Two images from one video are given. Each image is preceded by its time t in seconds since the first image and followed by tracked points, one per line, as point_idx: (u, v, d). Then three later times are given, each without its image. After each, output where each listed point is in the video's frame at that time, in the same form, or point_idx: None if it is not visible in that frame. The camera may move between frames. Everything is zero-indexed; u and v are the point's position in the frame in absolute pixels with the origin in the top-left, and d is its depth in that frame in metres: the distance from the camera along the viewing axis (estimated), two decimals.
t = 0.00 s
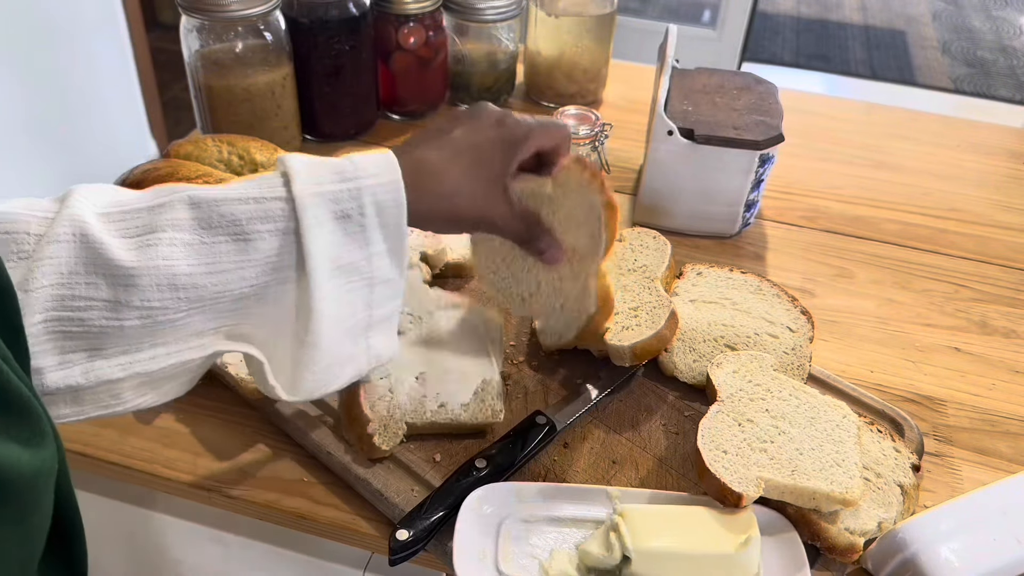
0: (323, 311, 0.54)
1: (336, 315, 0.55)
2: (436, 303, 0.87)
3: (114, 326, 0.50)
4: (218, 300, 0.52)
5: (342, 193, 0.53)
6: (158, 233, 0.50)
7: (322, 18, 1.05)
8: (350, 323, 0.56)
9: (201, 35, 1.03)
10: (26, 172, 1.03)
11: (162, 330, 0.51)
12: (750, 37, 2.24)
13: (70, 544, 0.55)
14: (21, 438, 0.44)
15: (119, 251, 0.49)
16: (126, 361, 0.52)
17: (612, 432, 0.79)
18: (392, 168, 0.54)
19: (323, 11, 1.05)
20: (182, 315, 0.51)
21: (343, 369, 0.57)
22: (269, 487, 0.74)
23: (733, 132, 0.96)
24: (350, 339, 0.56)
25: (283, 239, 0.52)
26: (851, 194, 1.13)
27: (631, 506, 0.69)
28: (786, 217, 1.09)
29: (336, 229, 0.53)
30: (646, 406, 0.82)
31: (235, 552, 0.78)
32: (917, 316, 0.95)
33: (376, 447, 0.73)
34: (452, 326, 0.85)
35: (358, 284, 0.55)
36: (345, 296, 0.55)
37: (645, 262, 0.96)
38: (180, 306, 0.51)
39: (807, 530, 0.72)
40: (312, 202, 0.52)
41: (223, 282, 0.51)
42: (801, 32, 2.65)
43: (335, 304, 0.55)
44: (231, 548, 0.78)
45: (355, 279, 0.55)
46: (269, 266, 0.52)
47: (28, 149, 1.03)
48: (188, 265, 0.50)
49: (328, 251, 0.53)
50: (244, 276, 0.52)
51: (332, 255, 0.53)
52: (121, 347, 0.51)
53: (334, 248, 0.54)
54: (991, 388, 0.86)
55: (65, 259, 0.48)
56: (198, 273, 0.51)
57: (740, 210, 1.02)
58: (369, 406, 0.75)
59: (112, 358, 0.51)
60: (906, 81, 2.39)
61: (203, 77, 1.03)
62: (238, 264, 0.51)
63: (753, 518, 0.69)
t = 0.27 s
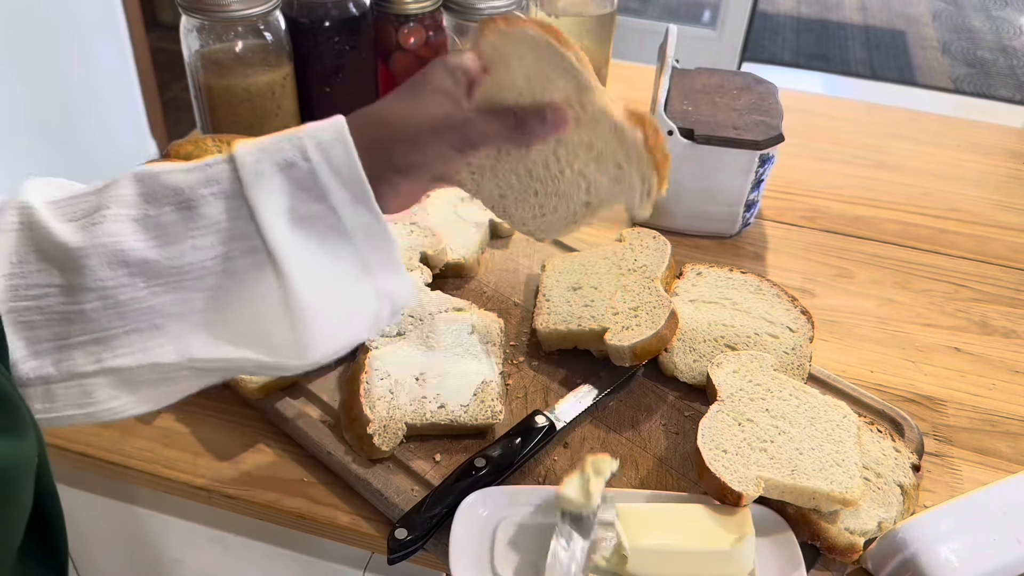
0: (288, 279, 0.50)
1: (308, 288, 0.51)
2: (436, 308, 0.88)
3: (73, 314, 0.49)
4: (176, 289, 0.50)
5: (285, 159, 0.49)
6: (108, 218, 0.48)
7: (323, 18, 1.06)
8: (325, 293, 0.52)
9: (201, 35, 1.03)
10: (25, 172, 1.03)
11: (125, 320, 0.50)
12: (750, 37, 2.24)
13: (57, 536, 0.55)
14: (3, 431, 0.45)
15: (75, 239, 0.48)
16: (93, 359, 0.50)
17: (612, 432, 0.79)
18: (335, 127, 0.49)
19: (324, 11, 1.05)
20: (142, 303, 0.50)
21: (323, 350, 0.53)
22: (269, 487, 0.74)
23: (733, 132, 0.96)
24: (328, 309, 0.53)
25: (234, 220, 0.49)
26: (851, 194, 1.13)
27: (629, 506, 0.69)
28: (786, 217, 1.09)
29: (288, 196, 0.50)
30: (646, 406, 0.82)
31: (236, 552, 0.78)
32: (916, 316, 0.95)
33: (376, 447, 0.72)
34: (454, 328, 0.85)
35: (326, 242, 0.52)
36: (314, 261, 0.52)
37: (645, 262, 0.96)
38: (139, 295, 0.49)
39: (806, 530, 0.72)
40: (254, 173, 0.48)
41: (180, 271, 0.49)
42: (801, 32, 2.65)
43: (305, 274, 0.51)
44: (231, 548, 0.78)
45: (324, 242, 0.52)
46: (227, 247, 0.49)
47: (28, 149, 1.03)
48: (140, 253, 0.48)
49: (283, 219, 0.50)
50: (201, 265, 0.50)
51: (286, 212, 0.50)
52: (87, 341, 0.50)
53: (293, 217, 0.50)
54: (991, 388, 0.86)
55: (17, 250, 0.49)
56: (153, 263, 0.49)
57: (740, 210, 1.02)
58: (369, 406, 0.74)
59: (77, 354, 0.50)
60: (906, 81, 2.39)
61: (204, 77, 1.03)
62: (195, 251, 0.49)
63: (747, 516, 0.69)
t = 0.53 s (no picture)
0: (218, 329, 0.54)
1: (239, 338, 0.56)
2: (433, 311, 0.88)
3: (27, 338, 0.52)
4: (130, 322, 0.53)
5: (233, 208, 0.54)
6: (69, 253, 0.51)
7: (322, 18, 1.05)
8: (257, 345, 0.57)
9: (201, 35, 1.03)
10: (24, 173, 1.03)
11: (82, 346, 0.53)
12: (750, 37, 2.24)
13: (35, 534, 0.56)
14: None
15: (31, 267, 0.50)
16: (47, 381, 0.53)
17: (612, 432, 0.79)
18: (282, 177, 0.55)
19: (323, 11, 1.05)
20: (98, 334, 0.53)
21: (256, 393, 0.58)
22: (269, 487, 0.73)
23: (733, 132, 0.96)
24: (245, 355, 0.56)
25: (180, 268, 0.53)
26: (851, 194, 1.13)
27: (630, 506, 0.69)
28: (786, 217, 1.09)
29: (228, 254, 0.54)
30: (646, 406, 0.82)
31: (235, 552, 0.78)
32: (916, 316, 0.95)
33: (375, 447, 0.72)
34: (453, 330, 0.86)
35: (263, 296, 0.57)
36: (248, 315, 0.56)
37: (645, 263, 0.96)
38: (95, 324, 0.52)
39: (807, 530, 0.72)
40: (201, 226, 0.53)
41: (133, 305, 0.53)
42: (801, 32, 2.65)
43: (239, 325, 0.56)
44: (231, 548, 0.78)
45: (263, 295, 0.57)
46: (175, 294, 0.53)
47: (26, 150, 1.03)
48: (95, 284, 0.51)
49: (223, 274, 0.54)
50: (154, 300, 0.53)
51: (217, 260, 0.54)
52: (39, 361, 0.53)
53: (235, 272, 0.55)
54: (991, 388, 0.86)
55: None
56: (108, 293, 0.52)
57: (741, 210, 1.02)
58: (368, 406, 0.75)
59: (31, 375, 0.53)
60: (906, 81, 2.39)
61: (204, 77, 1.03)
62: (147, 288, 0.52)
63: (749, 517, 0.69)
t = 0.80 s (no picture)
0: (213, 380, 0.54)
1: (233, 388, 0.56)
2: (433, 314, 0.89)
3: (24, 372, 0.53)
4: (123, 363, 0.54)
5: (228, 255, 0.55)
6: (69, 291, 0.53)
7: (322, 18, 1.05)
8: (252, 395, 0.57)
9: (200, 35, 1.03)
10: (24, 174, 1.03)
11: (75, 384, 0.54)
12: (751, 37, 2.24)
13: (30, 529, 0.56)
14: None
15: (30, 302, 0.52)
16: (42, 415, 0.55)
17: (612, 432, 0.79)
18: (275, 224, 0.55)
19: (323, 11, 1.05)
20: (91, 372, 0.54)
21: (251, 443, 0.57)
22: (268, 487, 0.73)
23: (733, 132, 0.95)
24: (240, 403, 0.56)
25: (174, 313, 0.53)
26: (851, 194, 1.13)
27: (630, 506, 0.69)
28: (786, 217, 1.09)
29: (221, 303, 0.55)
30: (646, 406, 0.82)
31: (234, 553, 0.78)
32: (917, 316, 0.95)
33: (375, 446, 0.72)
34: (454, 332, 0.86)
35: (255, 342, 0.57)
36: (241, 363, 0.57)
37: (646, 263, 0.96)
38: (89, 362, 0.54)
39: (807, 531, 0.72)
40: (195, 272, 0.53)
41: (127, 347, 0.53)
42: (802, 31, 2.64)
43: (232, 375, 0.56)
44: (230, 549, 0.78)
45: (256, 343, 0.57)
46: (169, 338, 0.54)
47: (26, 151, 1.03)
48: (91, 323, 0.53)
49: (217, 322, 0.55)
50: (148, 343, 0.54)
51: (210, 304, 0.54)
52: (36, 395, 0.54)
53: (229, 319, 0.55)
54: (992, 388, 0.86)
55: None
56: (102, 332, 0.53)
57: (741, 209, 1.02)
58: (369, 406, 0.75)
59: (28, 409, 0.54)
60: (906, 81, 2.39)
61: (203, 77, 1.03)
62: (141, 330, 0.53)
63: (749, 517, 0.69)
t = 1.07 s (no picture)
0: (206, 380, 0.54)
1: (227, 389, 0.56)
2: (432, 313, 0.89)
3: (17, 374, 0.53)
4: (115, 363, 0.54)
5: (219, 253, 0.55)
6: (60, 292, 0.53)
7: (322, 17, 1.05)
8: (245, 394, 0.57)
9: (200, 35, 1.02)
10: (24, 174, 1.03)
11: (67, 385, 0.54)
12: (751, 37, 2.24)
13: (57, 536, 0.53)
14: None
15: (19, 304, 0.52)
16: (35, 416, 0.54)
17: (612, 432, 0.79)
18: (266, 221, 0.56)
19: (323, 10, 1.05)
20: (84, 374, 0.54)
21: (246, 443, 0.58)
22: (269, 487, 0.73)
23: (733, 132, 0.95)
24: (233, 403, 0.57)
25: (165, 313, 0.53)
26: (851, 194, 1.13)
27: (631, 506, 0.69)
28: (786, 217, 1.09)
29: (212, 303, 0.55)
30: (646, 406, 0.82)
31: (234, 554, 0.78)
32: (917, 316, 0.95)
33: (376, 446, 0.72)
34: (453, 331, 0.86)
35: (247, 341, 0.57)
36: (234, 362, 0.57)
37: (646, 263, 0.96)
38: (81, 363, 0.53)
39: (807, 531, 0.72)
40: (185, 272, 0.53)
41: (119, 347, 0.53)
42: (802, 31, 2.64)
43: (226, 376, 0.56)
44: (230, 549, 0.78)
45: (249, 342, 0.57)
46: (161, 339, 0.54)
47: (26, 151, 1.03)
48: (83, 325, 0.52)
49: (209, 323, 0.55)
50: (140, 343, 0.53)
51: (201, 304, 0.54)
52: (29, 396, 0.54)
53: (221, 319, 0.56)
54: (992, 388, 0.86)
55: None
56: (94, 334, 0.53)
57: (741, 209, 1.01)
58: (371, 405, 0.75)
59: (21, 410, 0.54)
60: (907, 81, 2.39)
61: (203, 77, 1.03)
62: (133, 330, 0.53)
63: (749, 517, 0.69)
